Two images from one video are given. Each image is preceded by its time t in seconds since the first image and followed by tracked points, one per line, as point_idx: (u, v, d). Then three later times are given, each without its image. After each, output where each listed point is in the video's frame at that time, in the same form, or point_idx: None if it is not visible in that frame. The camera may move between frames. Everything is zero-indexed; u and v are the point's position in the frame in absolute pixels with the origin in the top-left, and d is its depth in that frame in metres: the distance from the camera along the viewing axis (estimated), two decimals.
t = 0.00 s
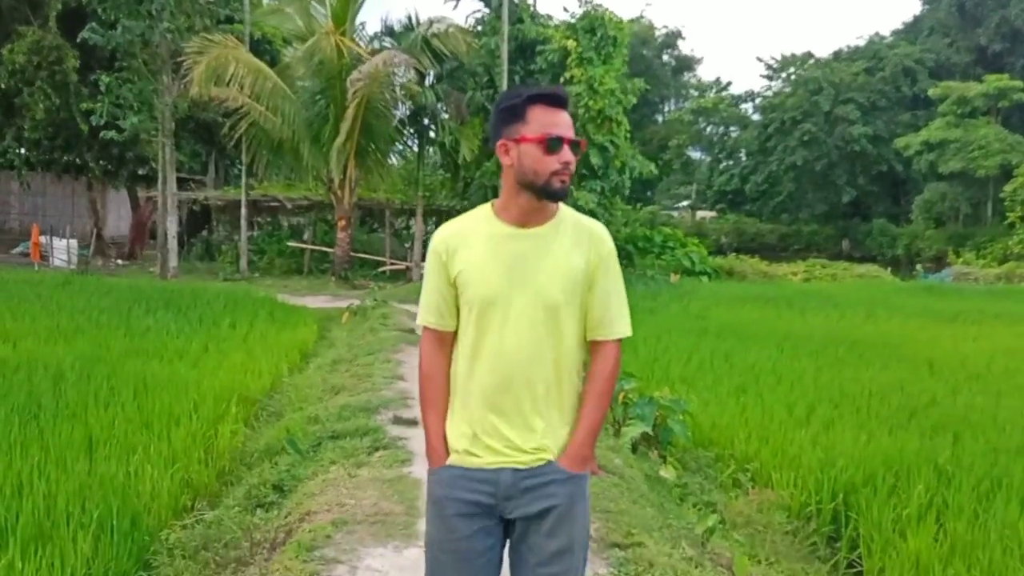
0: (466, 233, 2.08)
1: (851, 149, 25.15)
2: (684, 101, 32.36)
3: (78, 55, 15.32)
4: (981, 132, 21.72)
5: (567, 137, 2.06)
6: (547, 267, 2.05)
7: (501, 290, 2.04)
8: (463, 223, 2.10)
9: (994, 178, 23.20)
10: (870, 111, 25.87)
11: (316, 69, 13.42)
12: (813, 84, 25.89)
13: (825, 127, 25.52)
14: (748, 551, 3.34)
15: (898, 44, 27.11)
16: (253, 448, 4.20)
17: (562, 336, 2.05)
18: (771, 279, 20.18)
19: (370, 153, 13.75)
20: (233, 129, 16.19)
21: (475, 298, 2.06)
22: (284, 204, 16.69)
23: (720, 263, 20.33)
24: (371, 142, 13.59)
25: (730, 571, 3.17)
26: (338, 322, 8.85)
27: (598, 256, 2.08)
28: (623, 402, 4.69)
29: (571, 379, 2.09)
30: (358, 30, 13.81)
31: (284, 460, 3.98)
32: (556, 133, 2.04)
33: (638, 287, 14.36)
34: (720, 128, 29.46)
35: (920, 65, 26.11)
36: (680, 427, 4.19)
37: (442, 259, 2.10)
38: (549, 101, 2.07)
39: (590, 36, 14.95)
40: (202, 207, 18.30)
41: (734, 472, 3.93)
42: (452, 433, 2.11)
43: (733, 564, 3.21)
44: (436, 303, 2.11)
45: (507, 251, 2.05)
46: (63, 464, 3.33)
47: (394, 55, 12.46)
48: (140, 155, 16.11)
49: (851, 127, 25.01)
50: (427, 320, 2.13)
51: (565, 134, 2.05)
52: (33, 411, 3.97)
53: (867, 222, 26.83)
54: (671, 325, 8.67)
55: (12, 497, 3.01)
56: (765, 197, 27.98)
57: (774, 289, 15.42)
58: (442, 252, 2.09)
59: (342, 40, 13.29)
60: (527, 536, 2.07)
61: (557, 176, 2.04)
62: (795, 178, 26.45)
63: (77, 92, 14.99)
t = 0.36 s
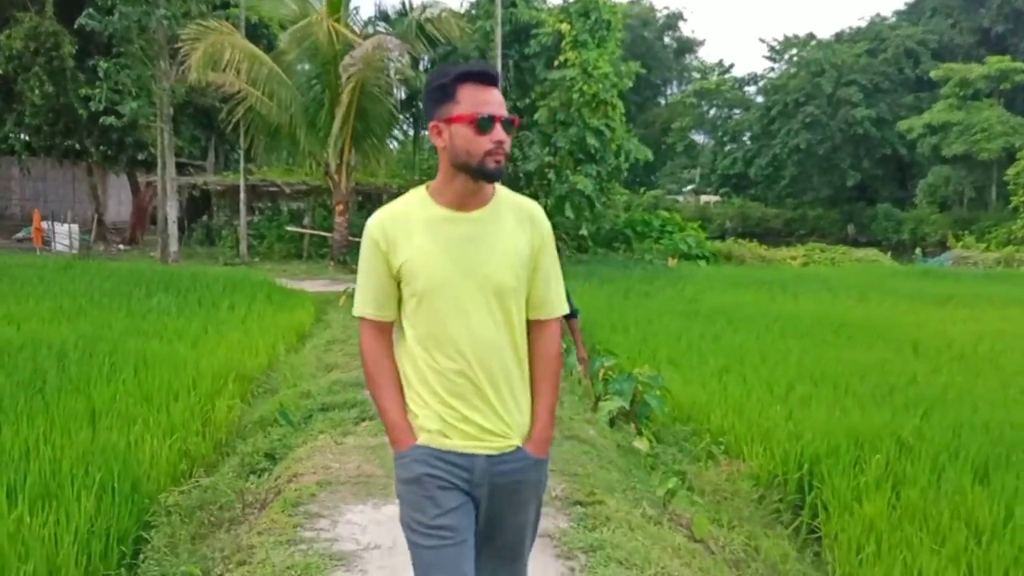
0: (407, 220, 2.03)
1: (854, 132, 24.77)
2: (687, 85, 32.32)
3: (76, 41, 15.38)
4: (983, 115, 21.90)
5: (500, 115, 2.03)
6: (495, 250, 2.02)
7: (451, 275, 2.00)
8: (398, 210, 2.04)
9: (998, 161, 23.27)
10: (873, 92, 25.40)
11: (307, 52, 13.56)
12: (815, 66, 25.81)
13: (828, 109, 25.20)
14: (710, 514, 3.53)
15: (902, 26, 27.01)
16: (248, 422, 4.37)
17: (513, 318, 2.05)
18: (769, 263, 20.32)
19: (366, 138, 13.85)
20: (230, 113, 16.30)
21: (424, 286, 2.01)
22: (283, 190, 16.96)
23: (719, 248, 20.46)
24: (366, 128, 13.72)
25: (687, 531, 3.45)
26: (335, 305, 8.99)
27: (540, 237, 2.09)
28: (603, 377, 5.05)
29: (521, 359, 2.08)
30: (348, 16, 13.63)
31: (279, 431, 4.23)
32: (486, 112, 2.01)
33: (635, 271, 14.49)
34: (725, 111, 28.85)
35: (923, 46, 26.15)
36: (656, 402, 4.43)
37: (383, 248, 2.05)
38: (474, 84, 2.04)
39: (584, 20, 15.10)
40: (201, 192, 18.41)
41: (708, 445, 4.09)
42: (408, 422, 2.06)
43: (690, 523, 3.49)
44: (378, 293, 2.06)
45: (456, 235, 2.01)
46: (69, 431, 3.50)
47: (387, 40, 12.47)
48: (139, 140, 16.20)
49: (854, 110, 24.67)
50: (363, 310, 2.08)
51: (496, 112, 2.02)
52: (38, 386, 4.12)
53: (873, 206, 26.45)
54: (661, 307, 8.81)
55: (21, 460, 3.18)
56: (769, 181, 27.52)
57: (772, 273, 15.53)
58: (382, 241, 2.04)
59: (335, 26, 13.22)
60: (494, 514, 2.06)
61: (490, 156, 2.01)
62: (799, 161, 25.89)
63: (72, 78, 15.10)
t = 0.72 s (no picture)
0: (363, 195, 1.95)
1: (860, 118, 24.85)
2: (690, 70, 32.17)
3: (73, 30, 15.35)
4: (991, 100, 21.89)
5: (457, 95, 1.99)
6: (451, 229, 1.99)
7: (407, 255, 1.95)
8: (355, 185, 1.96)
9: (1006, 147, 23.22)
10: (880, 78, 25.35)
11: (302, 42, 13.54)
12: (820, 52, 25.75)
13: (833, 95, 25.26)
14: (682, 486, 3.66)
15: (907, 9, 26.64)
16: (244, 401, 4.52)
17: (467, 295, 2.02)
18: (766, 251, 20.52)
19: (363, 127, 13.78)
20: (227, 102, 16.34)
21: (382, 264, 1.94)
22: (278, 177, 17.07)
23: (715, 236, 20.61)
24: (363, 117, 13.64)
25: (657, 498, 3.63)
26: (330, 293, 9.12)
27: (489, 214, 2.09)
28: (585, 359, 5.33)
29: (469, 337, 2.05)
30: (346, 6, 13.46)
31: (272, 409, 4.42)
32: (442, 93, 1.96)
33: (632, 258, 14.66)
34: (729, 97, 28.98)
35: (931, 31, 25.62)
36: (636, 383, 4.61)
37: (338, 227, 1.94)
38: (429, 61, 2.00)
39: (584, 9, 15.14)
40: (197, 180, 18.49)
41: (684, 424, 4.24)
42: (355, 404, 1.99)
43: (659, 491, 3.67)
44: (331, 271, 1.95)
45: (412, 213, 1.96)
46: (73, 407, 3.64)
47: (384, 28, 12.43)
48: (137, 129, 16.24)
49: (860, 96, 24.66)
50: (313, 290, 1.96)
51: (453, 93, 1.98)
52: (45, 367, 4.25)
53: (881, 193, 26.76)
54: (654, 294, 8.95)
55: (35, 433, 3.32)
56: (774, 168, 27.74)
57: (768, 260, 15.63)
58: (338, 218, 1.94)
59: (332, 16, 13.17)
60: (442, 494, 1.99)
61: (445, 136, 1.96)
62: (804, 146, 25.89)
63: (67, 68, 15.18)
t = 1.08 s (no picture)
0: (334, 165, 2.10)
1: (861, 105, 24.96)
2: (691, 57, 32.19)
3: (71, 19, 15.42)
4: (992, 87, 21.98)
5: (408, 62, 2.05)
6: (401, 201, 2.02)
7: (358, 222, 2.05)
8: (333, 154, 2.12)
9: (1006, 135, 23.29)
10: (882, 65, 25.41)
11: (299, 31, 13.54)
12: (822, 38, 25.80)
13: (834, 82, 25.42)
14: (653, 455, 3.89)
15: None
16: (244, 379, 4.69)
17: (418, 269, 2.03)
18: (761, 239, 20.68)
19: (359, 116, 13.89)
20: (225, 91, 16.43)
21: (337, 230, 2.08)
22: (275, 166, 17.19)
23: (710, 224, 20.75)
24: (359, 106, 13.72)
25: (627, 463, 3.89)
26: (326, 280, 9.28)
27: (460, 190, 2.03)
28: (572, 341, 5.53)
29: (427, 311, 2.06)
30: None
31: (270, 384, 4.62)
32: (388, 60, 2.03)
33: (628, 246, 14.81)
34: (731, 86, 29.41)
35: (933, 18, 25.70)
36: (620, 362, 4.80)
37: (315, 191, 2.13)
38: (389, 30, 2.07)
39: None
40: (195, 169, 18.60)
41: (664, 397, 4.42)
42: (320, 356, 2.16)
43: (630, 457, 3.92)
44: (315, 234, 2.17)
45: (368, 181, 2.05)
46: (82, 380, 3.82)
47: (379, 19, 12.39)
48: (135, 118, 16.36)
49: (861, 83, 24.78)
50: (308, 250, 2.20)
51: (400, 58, 2.04)
52: (53, 347, 4.41)
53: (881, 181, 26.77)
54: (647, 281, 9.10)
55: (45, 405, 3.49)
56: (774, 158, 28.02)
57: (763, 248, 15.74)
58: (314, 183, 2.13)
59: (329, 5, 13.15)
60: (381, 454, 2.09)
61: (366, 101, 2.03)
62: (804, 135, 26.24)
63: (63, 57, 15.25)
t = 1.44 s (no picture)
0: (261, 140, 2.00)
1: (853, 97, 25.17)
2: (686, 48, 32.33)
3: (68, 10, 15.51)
4: (981, 79, 22.26)
5: (336, 33, 2.02)
6: (350, 174, 2.00)
7: (306, 194, 1.99)
8: (255, 130, 2.02)
9: (994, 126, 23.59)
10: (874, 56, 25.60)
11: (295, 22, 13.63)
12: (815, 30, 25.96)
13: (828, 74, 25.49)
14: (634, 423, 4.06)
15: None
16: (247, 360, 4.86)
17: (370, 239, 2.02)
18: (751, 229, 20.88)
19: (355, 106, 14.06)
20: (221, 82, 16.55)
21: (279, 204, 1.99)
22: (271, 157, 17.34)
23: (702, 214, 20.93)
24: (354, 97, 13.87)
25: (608, 430, 4.08)
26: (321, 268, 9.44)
27: (402, 160, 2.05)
28: (561, 322, 5.72)
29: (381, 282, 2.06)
30: None
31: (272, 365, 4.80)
32: (313, 30, 1.99)
33: (619, 236, 15.00)
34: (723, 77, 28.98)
35: (925, 9, 25.93)
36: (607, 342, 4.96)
37: (239, 169, 2.01)
38: (313, 3, 2.02)
39: None
40: (190, 160, 18.72)
41: (647, 376, 4.56)
42: (264, 342, 2.05)
43: (611, 424, 4.11)
44: (235, 214, 2.03)
45: (309, 156, 1.99)
46: (95, 360, 3.98)
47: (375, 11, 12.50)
48: (131, 109, 16.45)
49: (853, 74, 24.96)
50: (221, 233, 2.04)
51: (326, 26, 2.00)
52: (64, 329, 4.57)
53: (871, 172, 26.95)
54: (636, 269, 9.29)
55: (61, 381, 3.65)
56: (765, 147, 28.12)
57: (753, 238, 15.95)
58: (237, 160, 2.00)
59: None
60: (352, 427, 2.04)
61: (291, 70, 1.99)
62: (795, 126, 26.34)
63: (60, 48, 15.35)
